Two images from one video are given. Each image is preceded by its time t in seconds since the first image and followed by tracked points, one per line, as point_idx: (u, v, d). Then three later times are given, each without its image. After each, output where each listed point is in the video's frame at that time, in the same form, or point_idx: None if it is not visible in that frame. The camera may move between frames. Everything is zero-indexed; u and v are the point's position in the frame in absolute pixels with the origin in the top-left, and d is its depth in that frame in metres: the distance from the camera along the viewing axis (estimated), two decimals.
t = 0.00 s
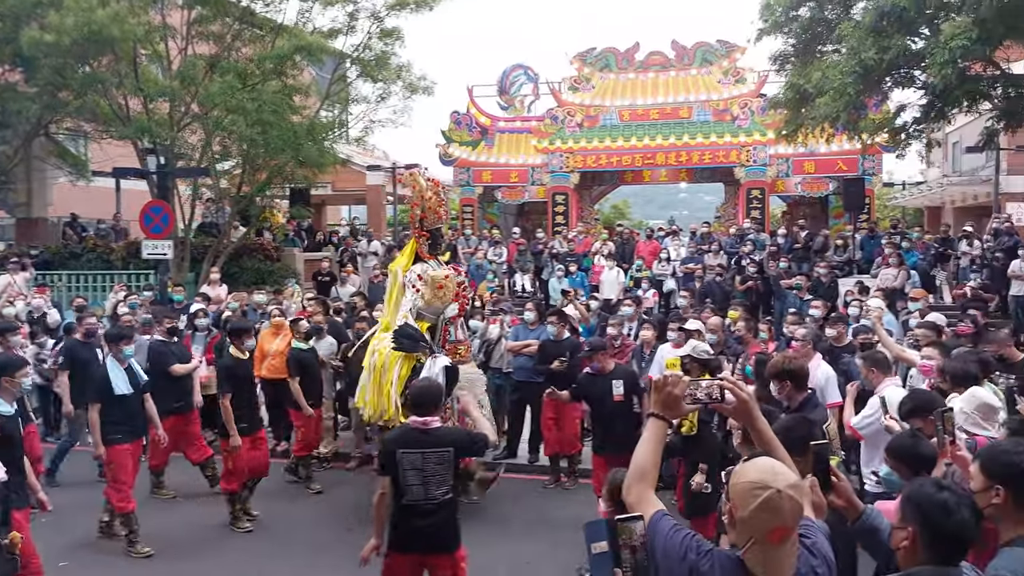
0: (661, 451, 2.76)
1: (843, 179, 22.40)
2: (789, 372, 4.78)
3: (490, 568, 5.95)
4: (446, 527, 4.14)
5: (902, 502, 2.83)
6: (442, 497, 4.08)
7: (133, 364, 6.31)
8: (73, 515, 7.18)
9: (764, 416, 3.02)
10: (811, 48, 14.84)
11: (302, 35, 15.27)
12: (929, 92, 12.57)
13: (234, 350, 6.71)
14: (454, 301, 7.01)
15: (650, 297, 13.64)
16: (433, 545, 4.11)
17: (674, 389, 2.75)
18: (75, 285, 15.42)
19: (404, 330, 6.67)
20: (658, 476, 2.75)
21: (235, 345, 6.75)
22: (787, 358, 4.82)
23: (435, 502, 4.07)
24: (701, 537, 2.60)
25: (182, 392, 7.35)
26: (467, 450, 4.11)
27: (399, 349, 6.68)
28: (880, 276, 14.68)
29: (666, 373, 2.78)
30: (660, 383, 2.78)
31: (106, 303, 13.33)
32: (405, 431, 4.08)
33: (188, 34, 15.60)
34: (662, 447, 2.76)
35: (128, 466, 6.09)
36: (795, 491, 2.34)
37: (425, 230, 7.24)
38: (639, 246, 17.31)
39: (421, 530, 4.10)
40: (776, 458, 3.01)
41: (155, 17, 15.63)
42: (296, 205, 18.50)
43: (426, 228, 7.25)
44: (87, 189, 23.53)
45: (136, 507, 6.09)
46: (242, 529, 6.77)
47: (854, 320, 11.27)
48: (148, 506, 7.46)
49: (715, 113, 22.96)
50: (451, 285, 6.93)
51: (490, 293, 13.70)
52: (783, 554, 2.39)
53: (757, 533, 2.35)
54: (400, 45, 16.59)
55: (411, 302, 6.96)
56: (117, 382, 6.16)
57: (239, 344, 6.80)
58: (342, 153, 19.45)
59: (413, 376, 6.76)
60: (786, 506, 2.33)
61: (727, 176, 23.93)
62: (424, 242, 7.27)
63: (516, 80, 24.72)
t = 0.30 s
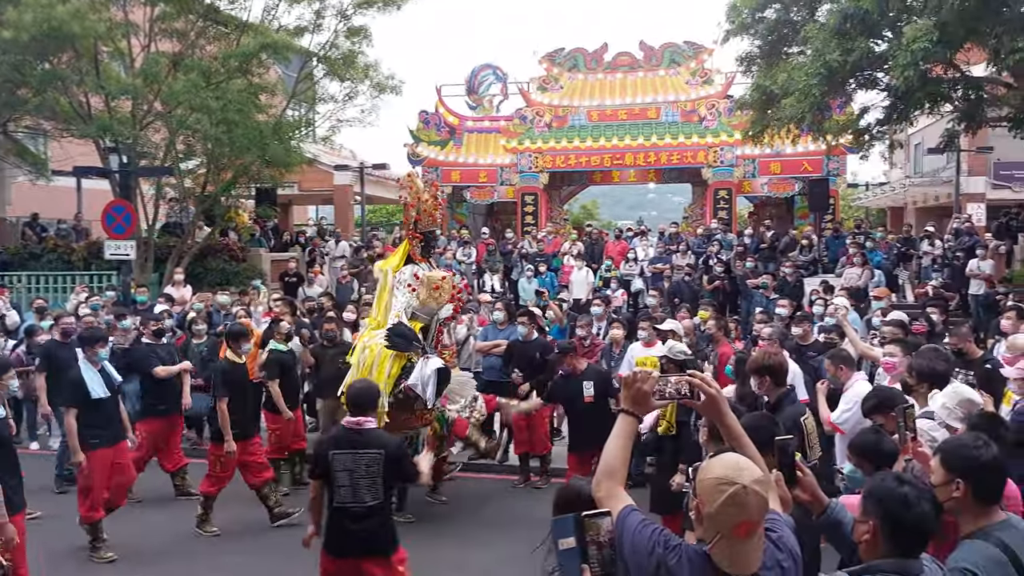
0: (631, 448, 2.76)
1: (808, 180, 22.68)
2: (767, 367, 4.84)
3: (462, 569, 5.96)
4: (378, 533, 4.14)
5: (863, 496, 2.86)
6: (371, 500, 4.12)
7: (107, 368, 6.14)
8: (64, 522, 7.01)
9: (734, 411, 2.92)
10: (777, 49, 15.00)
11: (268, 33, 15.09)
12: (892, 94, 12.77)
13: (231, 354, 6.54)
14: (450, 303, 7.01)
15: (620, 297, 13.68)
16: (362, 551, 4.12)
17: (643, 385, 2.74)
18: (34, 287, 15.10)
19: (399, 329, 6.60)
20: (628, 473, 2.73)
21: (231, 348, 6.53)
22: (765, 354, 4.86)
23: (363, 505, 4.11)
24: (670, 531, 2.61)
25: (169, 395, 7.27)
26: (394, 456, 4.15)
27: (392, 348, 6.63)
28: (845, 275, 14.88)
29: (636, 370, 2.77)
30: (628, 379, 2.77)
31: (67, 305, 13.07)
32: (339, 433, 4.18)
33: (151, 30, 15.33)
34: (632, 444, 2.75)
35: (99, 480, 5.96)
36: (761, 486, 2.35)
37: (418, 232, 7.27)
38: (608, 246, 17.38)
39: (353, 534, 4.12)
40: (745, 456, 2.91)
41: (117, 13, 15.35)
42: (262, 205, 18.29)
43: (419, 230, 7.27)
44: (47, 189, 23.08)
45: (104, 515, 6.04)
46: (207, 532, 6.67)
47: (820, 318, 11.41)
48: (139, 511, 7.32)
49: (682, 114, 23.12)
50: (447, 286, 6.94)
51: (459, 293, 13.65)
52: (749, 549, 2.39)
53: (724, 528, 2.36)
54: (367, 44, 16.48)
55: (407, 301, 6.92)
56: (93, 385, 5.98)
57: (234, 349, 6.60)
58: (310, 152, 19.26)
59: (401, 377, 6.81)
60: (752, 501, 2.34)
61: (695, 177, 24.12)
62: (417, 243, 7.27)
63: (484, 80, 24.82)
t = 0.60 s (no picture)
0: (605, 443, 2.76)
1: (780, 180, 22.87)
2: (747, 363, 4.82)
3: (436, 566, 5.95)
4: (322, 537, 4.07)
5: (829, 492, 2.87)
6: (313, 503, 4.05)
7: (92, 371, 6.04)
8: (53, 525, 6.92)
9: (709, 409, 2.91)
10: (749, 50, 15.09)
11: (238, 31, 14.91)
12: (862, 94, 12.87)
13: (243, 351, 6.94)
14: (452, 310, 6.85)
15: (594, 296, 13.69)
16: (306, 555, 4.05)
17: (618, 381, 2.74)
18: None
19: (405, 337, 6.52)
20: (602, 468, 2.72)
21: (242, 347, 6.94)
22: (746, 350, 4.84)
23: (305, 506, 4.05)
24: (641, 528, 2.59)
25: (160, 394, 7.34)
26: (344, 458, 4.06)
27: (394, 353, 6.54)
28: (817, 274, 15.01)
29: (611, 366, 2.76)
30: (604, 376, 2.76)
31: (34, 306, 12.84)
32: (294, 431, 4.17)
33: (119, 28, 15.08)
34: (607, 439, 2.75)
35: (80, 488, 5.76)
36: (731, 482, 2.31)
37: (412, 238, 6.94)
38: (582, 246, 17.40)
39: (295, 536, 4.07)
40: (717, 451, 2.88)
41: (84, 11, 15.10)
42: (233, 205, 18.11)
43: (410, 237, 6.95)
44: (13, 189, 22.68)
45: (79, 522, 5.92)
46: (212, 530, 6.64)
47: (792, 317, 11.50)
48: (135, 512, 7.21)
49: (656, 114, 23.21)
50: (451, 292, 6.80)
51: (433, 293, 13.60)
52: (719, 544, 2.37)
53: (692, 525, 2.33)
54: (339, 42, 16.36)
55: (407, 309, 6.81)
56: (82, 387, 5.87)
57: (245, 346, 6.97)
58: (282, 151, 19.11)
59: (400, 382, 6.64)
60: (721, 497, 2.30)
61: (668, 177, 24.21)
62: (411, 249, 6.96)
63: (457, 79, 24.74)
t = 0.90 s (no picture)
0: (598, 443, 2.77)
1: (769, 179, 22.95)
2: (743, 365, 4.79)
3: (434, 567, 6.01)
4: (288, 546, 4.06)
5: (816, 491, 2.89)
6: (283, 511, 4.04)
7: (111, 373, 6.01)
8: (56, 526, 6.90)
9: (701, 409, 2.89)
10: (738, 50, 15.12)
11: (226, 31, 14.87)
12: (851, 94, 12.92)
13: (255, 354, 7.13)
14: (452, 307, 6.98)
15: (584, 295, 13.70)
16: (274, 562, 4.05)
17: (610, 379, 2.73)
18: None
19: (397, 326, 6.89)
20: (595, 467, 2.74)
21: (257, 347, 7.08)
22: (743, 352, 4.82)
23: (275, 513, 4.05)
24: (633, 528, 2.60)
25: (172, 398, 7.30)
26: (315, 467, 4.03)
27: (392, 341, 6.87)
28: (806, 273, 15.08)
29: (603, 364, 2.76)
30: (596, 373, 2.76)
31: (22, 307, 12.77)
32: (274, 434, 4.16)
33: (107, 28, 15.00)
34: (599, 439, 2.76)
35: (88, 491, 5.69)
36: (718, 475, 2.32)
37: (423, 233, 7.21)
38: (573, 246, 17.41)
39: (262, 541, 4.08)
40: (708, 449, 2.87)
41: (72, 11, 15.01)
42: (222, 205, 18.06)
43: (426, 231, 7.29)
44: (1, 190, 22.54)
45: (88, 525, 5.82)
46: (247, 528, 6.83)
47: (781, 315, 11.55)
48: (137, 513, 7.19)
49: (646, 114, 23.24)
50: (461, 286, 6.94)
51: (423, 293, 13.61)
52: (709, 540, 2.38)
53: (681, 520, 2.34)
54: (328, 43, 16.32)
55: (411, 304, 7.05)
56: (98, 387, 5.86)
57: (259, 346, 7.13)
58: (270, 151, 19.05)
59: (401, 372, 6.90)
60: (709, 490, 2.31)
61: (658, 177, 24.25)
62: (422, 244, 7.22)
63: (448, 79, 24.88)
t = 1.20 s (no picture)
0: (594, 442, 2.75)
1: (761, 177, 23.01)
2: (739, 367, 4.76)
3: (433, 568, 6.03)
4: (253, 552, 4.03)
5: (808, 489, 2.88)
6: (249, 517, 4.02)
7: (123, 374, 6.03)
8: (56, 529, 6.85)
9: (695, 406, 2.87)
10: (729, 48, 15.12)
11: (217, 29, 14.80)
12: (842, 92, 12.94)
13: (264, 352, 7.29)
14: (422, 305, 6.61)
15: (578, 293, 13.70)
16: (240, 568, 4.04)
17: (605, 377, 2.72)
18: None
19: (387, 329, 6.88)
20: (592, 466, 2.72)
21: (264, 347, 7.29)
22: (737, 354, 4.77)
23: (242, 518, 4.03)
24: (630, 528, 2.58)
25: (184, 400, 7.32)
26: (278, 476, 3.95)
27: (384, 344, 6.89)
28: (798, 271, 15.12)
29: (597, 363, 2.75)
30: (590, 372, 2.75)
31: (12, 308, 12.69)
32: (248, 438, 4.14)
33: (96, 27, 14.90)
34: (595, 438, 2.75)
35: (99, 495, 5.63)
36: (714, 472, 2.31)
37: (431, 228, 7.64)
38: (565, 244, 17.40)
39: (231, 545, 4.08)
40: (703, 448, 2.86)
41: (61, 10, 14.90)
42: (213, 205, 18.01)
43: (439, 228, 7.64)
44: None
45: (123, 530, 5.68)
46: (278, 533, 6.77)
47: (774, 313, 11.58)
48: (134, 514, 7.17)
49: (638, 112, 23.25)
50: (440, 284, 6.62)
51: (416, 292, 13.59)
52: (705, 537, 2.37)
53: (676, 517, 2.32)
54: (319, 41, 16.27)
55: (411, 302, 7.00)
56: (109, 388, 5.85)
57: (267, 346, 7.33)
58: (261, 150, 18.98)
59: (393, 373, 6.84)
60: (705, 487, 2.30)
61: (650, 175, 24.27)
62: (432, 238, 7.63)
63: (439, 78, 24.87)
